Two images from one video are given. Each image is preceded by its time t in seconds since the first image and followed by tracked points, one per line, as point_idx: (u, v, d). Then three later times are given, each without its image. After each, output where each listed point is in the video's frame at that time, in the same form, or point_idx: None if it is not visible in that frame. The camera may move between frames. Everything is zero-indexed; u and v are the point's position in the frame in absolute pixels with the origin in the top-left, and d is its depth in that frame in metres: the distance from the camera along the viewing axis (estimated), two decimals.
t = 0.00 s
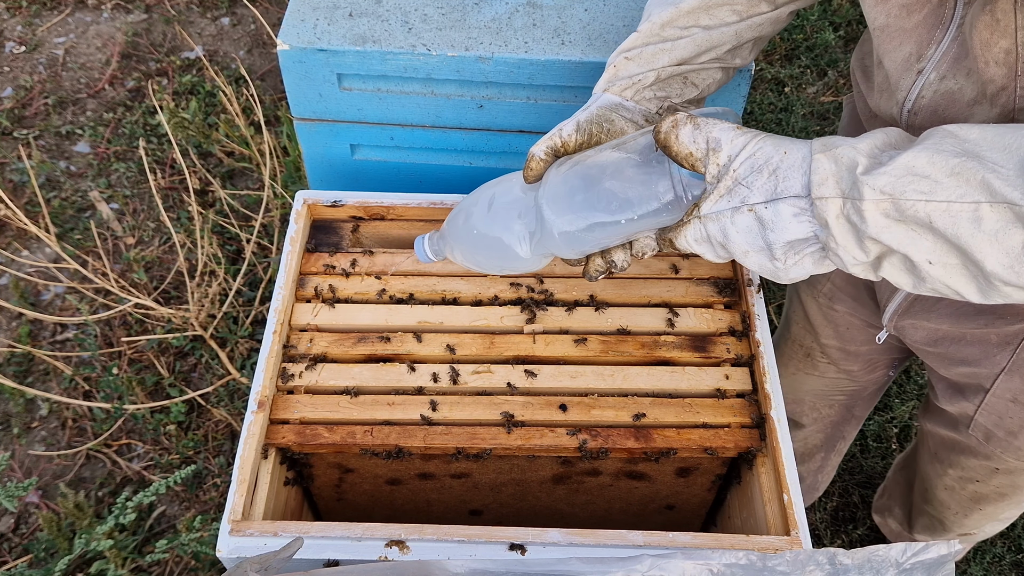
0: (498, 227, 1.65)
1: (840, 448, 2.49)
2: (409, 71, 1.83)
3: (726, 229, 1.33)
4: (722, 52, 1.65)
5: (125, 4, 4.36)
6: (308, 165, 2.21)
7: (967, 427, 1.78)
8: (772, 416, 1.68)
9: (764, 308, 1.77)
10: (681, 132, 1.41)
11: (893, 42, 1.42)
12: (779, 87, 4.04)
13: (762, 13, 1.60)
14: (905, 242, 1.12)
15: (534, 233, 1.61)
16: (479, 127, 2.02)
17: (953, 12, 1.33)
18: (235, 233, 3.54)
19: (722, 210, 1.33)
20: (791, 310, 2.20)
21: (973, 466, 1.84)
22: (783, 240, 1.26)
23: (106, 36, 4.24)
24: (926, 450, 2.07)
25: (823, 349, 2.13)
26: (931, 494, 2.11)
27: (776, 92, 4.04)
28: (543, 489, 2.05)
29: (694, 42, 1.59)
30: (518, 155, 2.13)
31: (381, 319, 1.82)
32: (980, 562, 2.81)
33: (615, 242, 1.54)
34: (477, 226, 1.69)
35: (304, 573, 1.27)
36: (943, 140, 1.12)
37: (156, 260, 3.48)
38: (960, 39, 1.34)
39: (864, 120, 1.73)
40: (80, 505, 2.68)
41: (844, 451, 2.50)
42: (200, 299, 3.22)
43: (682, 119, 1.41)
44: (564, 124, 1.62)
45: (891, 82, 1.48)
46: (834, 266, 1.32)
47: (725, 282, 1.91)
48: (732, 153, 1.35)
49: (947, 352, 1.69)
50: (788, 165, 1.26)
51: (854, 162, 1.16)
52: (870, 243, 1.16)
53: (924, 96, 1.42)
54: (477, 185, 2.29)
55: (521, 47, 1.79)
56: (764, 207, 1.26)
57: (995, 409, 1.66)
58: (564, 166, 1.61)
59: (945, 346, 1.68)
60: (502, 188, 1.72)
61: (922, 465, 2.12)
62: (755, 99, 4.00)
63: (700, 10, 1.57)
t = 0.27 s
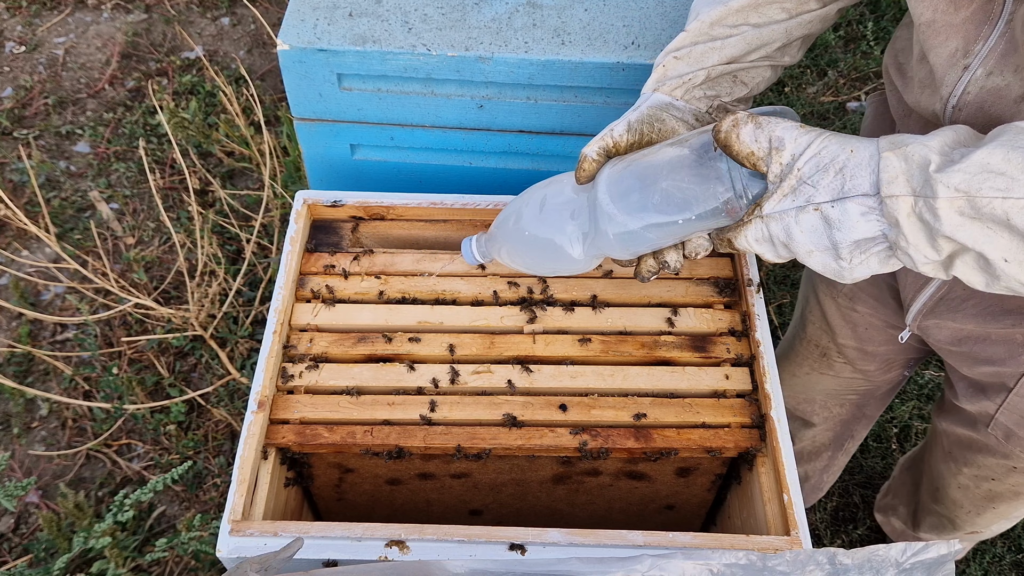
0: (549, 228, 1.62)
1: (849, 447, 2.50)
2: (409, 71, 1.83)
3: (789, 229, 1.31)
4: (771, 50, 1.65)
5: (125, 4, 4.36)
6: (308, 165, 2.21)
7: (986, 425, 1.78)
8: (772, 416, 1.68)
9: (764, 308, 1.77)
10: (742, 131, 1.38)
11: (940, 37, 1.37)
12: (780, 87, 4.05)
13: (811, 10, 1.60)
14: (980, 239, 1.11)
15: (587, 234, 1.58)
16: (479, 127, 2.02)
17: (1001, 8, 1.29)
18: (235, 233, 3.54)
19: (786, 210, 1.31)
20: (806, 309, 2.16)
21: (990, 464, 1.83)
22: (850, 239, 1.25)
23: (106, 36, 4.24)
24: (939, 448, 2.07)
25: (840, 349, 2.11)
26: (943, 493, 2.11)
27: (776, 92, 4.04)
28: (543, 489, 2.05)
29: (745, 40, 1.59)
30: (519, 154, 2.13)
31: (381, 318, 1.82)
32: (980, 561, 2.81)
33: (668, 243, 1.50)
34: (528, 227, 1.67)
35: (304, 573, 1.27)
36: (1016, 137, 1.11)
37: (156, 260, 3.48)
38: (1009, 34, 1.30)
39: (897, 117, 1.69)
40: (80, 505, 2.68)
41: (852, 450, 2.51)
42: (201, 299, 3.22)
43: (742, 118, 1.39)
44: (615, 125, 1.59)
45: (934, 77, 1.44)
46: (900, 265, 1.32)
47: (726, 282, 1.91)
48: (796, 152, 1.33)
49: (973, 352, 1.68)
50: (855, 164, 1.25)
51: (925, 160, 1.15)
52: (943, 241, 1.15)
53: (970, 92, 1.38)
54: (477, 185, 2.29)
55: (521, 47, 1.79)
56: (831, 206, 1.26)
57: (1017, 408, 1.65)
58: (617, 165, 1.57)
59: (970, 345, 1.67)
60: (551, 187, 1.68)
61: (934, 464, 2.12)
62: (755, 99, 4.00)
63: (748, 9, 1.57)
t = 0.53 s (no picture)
0: (599, 223, 1.59)
1: (856, 447, 2.50)
2: (409, 71, 1.83)
3: (851, 222, 1.33)
4: (821, 46, 1.62)
5: (125, 4, 4.36)
6: (309, 165, 2.21)
7: (1007, 427, 1.77)
8: (772, 416, 1.68)
9: (764, 308, 1.77)
10: (803, 124, 1.37)
11: (992, 33, 1.31)
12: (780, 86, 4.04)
13: (861, 6, 1.56)
14: None
15: (639, 229, 1.54)
16: (479, 127, 2.02)
17: None
18: (235, 233, 3.54)
19: (847, 202, 1.33)
20: (824, 308, 2.14)
21: (1006, 466, 1.82)
22: (913, 233, 1.26)
23: (106, 36, 4.24)
24: (953, 450, 2.06)
25: (857, 349, 2.09)
26: (953, 495, 2.11)
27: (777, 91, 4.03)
28: (543, 489, 2.05)
29: (795, 35, 1.56)
30: (519, 154, 2.13)
31: (381, 318, 1.82)
32: (980, 561, 2.81)
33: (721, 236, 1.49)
34: (575, 223, 1.64)
35: (304, 573, 1.27)
36: None
37: (156, 260, 3.48)
38: None
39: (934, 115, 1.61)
40: (80, 505, 2.68)
41: (860, 451, 2.51)
42: (201, 299, 3.22)
43: (803, 111, 1.37)
44: (664, 120, 1.57)
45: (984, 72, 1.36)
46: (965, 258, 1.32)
47: (726, 281, 1.91)
48: (859, 145, 1.33)
49: (999, 354, 1.66)
50: (920, 157, 1.26)
51: (994, 153, 1.14)
52: (1011, 235, 1.15)
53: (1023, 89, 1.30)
54: (477, 185, 2.29)
55: (520, 47, 1.79)
56: (894, 199, 1.27)
57: None
58: (668, 159, 1.56)
59: (997, 346, 1.65)
60: (599, 182, 1.66)
61: (946, 466, 2.11)
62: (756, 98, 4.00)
63: (798, 4, 1.54)
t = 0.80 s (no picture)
0: (645, 223, 1.59)
1: (863, 448, 2.50)
2: (409, 71, 1.83)
3: (906, 221, 1.31)
4: (867, 47, 1.60)
5: (125, 4, 4.36)
6: (309, 165, 2.21)
7: None
8: (772, 416, 1.68)
9: (764, 309, 1.77)
10: (857, 122, 1.34)
11: None
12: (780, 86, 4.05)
13: (909, 6, 1.54)
14: None
15: (687, 228, 1.55)
16: (479, 127, 2.02)
17: None
18: (235, 233, 3.54)
19: (903, 201, 1.31)
20: (842, 310, 2.12)
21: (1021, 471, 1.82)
22: (971, 232, 1.25)
23: (106, 36, 4.24)
24: (964, 454, 2.06)
25: (873, 352, 2.07)
26: (962, 498, 2.10)
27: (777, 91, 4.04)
28: (543, 489, 2.05)
29: (842, 36, 1.56)
30: (519, 154, 2.13)
31: (381, 318, 1.82)
32: (980, 561, 2.81)
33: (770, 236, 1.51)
34: (620, 222, 1.64)
35: (304, 573, 1.27)
36: None
37: (156, 260, 3.48)
38: None
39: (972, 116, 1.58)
40: (80, 505, 2.68)
41: (867, 452, 2.51)
42: (200, 299, 3.22)
43: (857, 109, 1.34)
44: (711, 119, 1.58)
45: None
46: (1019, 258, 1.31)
47: (725, 281, 1.90)
48: (915, 143, 1.30)
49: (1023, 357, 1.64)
50: (979, 155, 1.24)
51: None
52: None
53: None
54: (477, 185, 2.29)
55: (520, 47, 1.79)
56: (952, 197, 1.26)
57: None
58: (715, 158, 1.57)
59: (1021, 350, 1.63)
60: (644, 181, 1.66)
61: (957, 469, 2.11)
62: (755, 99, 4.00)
63: (845, 4, 1.54)
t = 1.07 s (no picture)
0: (682, 225, 1.61)
1: (870, 449, 2.50)
2: (409, 71, 1.83)
3: (949, 222, 1.30)
4: (905, 51, 1.62)
5: (125, 4, 4.36)
6: (309, 165, 2.21)
7: None
8: (772, 416, 1.68)
9: (764, 309, 1.76)
10: (901, 124, 1.34)
11: None
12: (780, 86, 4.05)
13: (946, 11, 1.57)
14: None
15: (724, 230, 1.57)
16: (479, 127, 2.02)
17: None
18: (235, 233, 3.54)
19: (947, 203, 1.30)
20: (857, 314, 2.11)
21: None
22: (1017, 233, 1.24)
23: (106, 36, 4.24)
24: (976, 459, 2.05)
25: (889, 355, 2.07)
26: (973, 503, 2.10)
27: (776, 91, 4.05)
28: (543, 489, 2.05)
29: (880, 39, 1.58)
30: (519, 154, 2.13)
31: (381, 319, 1.82)
32: (980, 561, 2.81)
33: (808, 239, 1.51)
34: (658, 224, 1.66)
35: (304, 572, 1.27)
36: None
37: (156, 260, 3.48)
38: None
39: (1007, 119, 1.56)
40: (80, 505, 2.68)
41: (873, 453, 2.50)
42: (200, 299, 3.22)
43: (900, 111, 1.34)
44: (749, 122, 1.57)
45: None
46: None
47: (725, 281, 1.90)
48: (959, 145, 1.30)
49: None
50: None
51: None
52: None
53: None
54: (477, 185, 2.29)
55: (520, 46, 1.79)
56: (997, 199, 1.25)
57: None
58: (753, 161, 1.57)
59: None
60: (681, 184, 1.68)
61: (967, 474, 2.11)
62: (755, 99, 4.01)
63: (883, 9, 1.56)
